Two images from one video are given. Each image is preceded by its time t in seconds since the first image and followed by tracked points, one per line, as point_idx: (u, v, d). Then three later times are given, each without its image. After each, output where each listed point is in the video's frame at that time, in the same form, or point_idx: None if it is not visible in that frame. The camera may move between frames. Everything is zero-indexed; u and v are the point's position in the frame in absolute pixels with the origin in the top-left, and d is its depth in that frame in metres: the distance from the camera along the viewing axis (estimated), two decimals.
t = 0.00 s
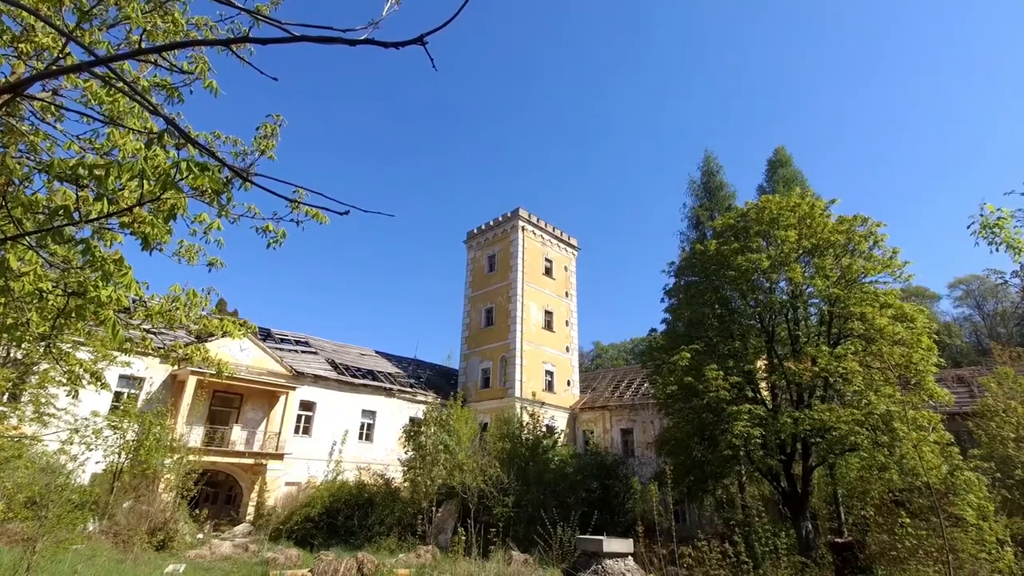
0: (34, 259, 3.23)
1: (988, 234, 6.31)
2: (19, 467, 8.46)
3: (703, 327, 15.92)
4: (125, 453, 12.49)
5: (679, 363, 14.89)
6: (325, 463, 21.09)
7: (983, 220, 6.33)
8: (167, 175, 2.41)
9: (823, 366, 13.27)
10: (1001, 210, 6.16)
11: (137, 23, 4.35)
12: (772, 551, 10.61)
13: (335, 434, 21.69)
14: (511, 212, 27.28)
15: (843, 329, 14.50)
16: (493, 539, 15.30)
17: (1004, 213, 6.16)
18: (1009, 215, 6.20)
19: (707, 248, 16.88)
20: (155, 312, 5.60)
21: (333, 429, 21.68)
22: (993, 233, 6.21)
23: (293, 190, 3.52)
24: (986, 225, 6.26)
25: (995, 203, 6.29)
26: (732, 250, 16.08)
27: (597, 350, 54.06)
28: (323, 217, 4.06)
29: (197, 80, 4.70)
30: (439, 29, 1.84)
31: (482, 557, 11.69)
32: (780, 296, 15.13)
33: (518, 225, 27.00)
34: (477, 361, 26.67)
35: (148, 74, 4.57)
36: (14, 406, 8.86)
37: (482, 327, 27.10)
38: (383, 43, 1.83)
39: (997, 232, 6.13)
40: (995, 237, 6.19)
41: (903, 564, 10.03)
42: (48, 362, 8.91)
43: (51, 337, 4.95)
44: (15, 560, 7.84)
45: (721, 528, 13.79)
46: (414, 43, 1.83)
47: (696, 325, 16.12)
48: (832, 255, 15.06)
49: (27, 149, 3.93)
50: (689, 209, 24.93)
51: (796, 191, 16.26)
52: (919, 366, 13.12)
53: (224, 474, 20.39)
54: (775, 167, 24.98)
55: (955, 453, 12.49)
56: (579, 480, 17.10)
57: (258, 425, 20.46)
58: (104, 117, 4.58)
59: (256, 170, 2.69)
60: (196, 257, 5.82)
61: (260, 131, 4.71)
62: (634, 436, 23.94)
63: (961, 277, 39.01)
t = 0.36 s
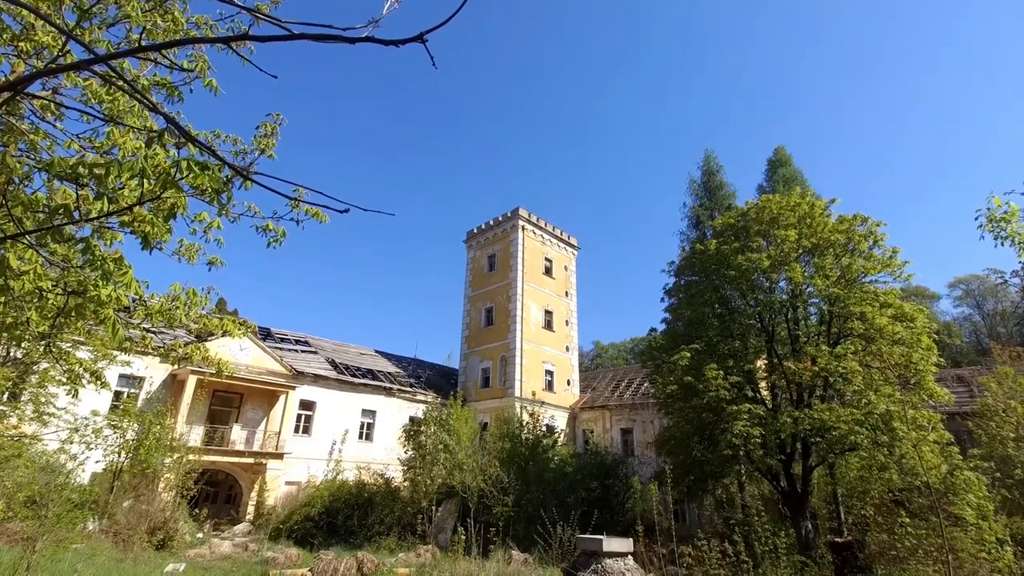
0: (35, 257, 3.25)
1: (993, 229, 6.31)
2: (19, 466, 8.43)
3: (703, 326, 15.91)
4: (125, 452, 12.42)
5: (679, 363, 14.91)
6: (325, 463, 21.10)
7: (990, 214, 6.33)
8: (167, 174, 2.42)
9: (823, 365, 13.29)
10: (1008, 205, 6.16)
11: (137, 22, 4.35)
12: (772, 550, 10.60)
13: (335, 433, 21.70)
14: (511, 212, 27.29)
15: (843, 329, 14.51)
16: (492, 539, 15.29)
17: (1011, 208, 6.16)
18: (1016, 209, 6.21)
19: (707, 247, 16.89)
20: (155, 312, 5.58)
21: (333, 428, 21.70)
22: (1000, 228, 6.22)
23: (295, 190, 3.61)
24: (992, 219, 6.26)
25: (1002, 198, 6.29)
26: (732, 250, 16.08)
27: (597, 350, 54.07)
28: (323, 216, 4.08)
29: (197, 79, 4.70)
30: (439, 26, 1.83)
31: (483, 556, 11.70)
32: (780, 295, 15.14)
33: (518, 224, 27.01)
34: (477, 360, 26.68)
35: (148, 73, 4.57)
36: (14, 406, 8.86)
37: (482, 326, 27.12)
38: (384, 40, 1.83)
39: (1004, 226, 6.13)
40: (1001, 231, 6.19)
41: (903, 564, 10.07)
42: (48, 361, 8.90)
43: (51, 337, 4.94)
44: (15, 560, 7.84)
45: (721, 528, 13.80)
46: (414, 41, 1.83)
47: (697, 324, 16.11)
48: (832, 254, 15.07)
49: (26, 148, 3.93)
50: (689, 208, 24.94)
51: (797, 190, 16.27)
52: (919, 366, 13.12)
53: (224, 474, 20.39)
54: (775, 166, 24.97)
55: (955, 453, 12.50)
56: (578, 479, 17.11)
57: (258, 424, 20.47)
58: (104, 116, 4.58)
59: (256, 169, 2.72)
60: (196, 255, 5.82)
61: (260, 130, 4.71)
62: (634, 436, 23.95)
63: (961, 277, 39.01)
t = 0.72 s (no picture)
0: (38, 257, 3.26)
1: (996, 228, 6.30)
2: (21, 465, 8.44)
3: (704, 326, 15.88)
4: (127, 451, 12.41)
5: (680, 363, 14.91)
6: (326, 463, 21.11)
7: (992, 213, 6.31)
8: (170, 173, 2.43)
9: (825, 365, 13.30)
10: (1012, 204, 6.14)
11: (139, 21, 4.36)
12: (774, 550, 10.57)
13: (336, 433, 21.72)
14: (512, 212, 27.28)
15: (844, 329, 14.51)
16: (493, 538, 15.29)
17: (1013, 206, 6.15)
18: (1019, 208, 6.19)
19: (708, 247, 16.87)
20: (157, 311, 5.58)
21: (334, 428, 21.72)
22: (1002, 226, 6.21)
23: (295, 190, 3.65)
24: (994, 218, 6.26)
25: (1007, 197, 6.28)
26: (733, 250, 16.08)
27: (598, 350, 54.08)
28: (325, 215, 4.08)
29: (198, 78, 4.70)
30: (442, 25, 1.84)
31: (483, 556, 11.70)
32: (781, 295, 15.14)
33: (519, 224, 27.01)
34: (478, 360, 26.69)
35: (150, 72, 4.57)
36: (16, 405, 8.87)
37: (483, 326, 27.13)
38: (388, 38, 1.83)
39: (1007, 225, 6.12)
40: (1004, 230, 6.18)
41: (905, 564, 10.16)
42: (50, 361, 8.91)
43: (53, 336, 4.95)
44: (17, 559, 7.87)
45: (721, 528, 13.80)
46: (417, 39, 1.83)
47: (698, 324, 16.09)
48: (834, 254, 15.05)
49: (29, 148, 3.94)
50: (690, 208, 24.93)
51: (798, 191, 16.27)
52: (921, 366, 13.11)
53: (225, 473, 20.40)
54: (777, 166, 24.93)
55: (956, 453, 12.48)
56: (579, 479, 17.12)
57: (259, 424, 20.47)
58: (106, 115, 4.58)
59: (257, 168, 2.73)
60: (198, 255, 5.82)
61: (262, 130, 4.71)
62: (635, 436, 23.94)
63: (962, 277, 38.95)
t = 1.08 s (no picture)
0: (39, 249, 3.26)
1: (999, 221, 6.27)
2: (24, 460, 8.47)
3: (706, 322, 15.84)
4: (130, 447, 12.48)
5: (681, 358, 14.93)
6: (329, 458, 21.18)
7: (995, 206, 6.28)
8: (170, 163, 2.41)
9: (826, 360, 13.30)
10: (1014, 196, 6.10)
11: (139, 14, 4.35)
12: (774, 544, 10.59)
13: (338, 429, 21.78)
14: (514, 208, 27.26)
15: (846, 324, 14.50)
16: (495, 533, 15.31)
17: (1017, 199, 6.11)
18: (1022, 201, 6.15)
19: (710, 243, 16.82)
20: (159, 305, 5.57)
21: (336, 424, 21.77)
22: (1005, 219, 6.18)
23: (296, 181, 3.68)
24: (997, 211, 6.23)
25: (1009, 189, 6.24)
26: (735, 246, 16.06)
27: (600, 346, 54.14)
28: (326, 209, 4.09)
29: (199, 71, 4.68)
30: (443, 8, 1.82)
31: (485, 550, 11.76)
32: (783, 291, 15.14)
33: (521, 220, 27.00)
34: (479, 357, 26.72)
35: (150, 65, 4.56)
36: (19, 400, 8.89)
37: (484, 322, 27.14)
38: (388, 21, 1.81)
39: (1010, 218, 6.09)
40: (1006, 223, 6.15)
41: (906, 558, 10.20)
42: (54, 357, 8.94)
43: (55, 330, 4.95)
44: (20, 553, 7.94)
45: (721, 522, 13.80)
46: (418, 21, 1.81)
47: (700, 320, 16.06)
48: (836, 250, 15.03)
49: (30, 141, 3.93)
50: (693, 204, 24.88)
51: (801, 186, 16.24)
52: (922, 361, 13.09)
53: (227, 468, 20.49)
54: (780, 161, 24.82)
55: (959, 448, 12.47)
56: (580, 475, 17.17)
57: (261, 420, 20.53)
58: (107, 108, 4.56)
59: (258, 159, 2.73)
60: (199, 249, 5.81)
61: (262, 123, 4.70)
62: (637, 432, 23.96)
63: (965, 273, 38.83)
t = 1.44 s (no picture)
0: (39, 222, 3.24)
1: (1001, 197, 6.20)
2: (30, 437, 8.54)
3: (707, 302, 15.82)
4: (134, 425, 12.58)
5: (681, 338, 14.96)
6: (331, 436, 21.40)
7: (997, 182, 6.21)
8: (167, 133, 2.39)
9: (826, 340, 13.34)
10: (1017, 172, 6.03)
11: None
12: (772, 517, 10.65)
13: (340, 408, 21.96)
14: (514, 188, 27.07)
15: (847, 304, 14.49)
16: (496, 509, 15.52)
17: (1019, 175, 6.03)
18: None
19: (712, 223, 16.71)
20: (160, 281, 5.55)
21: (338, 403, 21.95)
22: (1007, 196, 6.11)
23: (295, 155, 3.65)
24: (999, 187, 6.15)
25: (1012, 165, 6.17)
26: (737, 225, 15.97)
27: (600, 327, 54.32)
28: (324, 184, 4.05)
29: (196, 42, 4.59)
30: None
31: (486, 525, 11.94)
32: (785, 271, 15.09)
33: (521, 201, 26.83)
34: (479, 338, 26.83)
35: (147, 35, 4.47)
36: (23, 378, 8.93)
37: (485, 303, 27.16)
38: None
39: (1012, 194, 6.02)
40: (1009, 199, 6.08)
41: (902, 534, 10.46)
42: (56, 336, 8.95)
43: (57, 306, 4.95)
44: (28, 527, 8.11)
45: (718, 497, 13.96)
46: None
47: (700, 300, 16.04)
48: (839, 229, 14.94)
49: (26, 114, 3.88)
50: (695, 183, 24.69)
51: (804, 165, 16.09)
52: (922, 340, 13.12)
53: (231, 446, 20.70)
54: (784, 140, 24.53)
55: (956, 426, 12.55)
56: (580, 453, 17.37)
57: (264, 399, 20.68)
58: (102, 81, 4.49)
59: (256, 129, 2.71)
60: (199, 225, 5.77)
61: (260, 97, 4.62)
62: (636, 411, 24.16)
63: (967, 254, 38.67)
